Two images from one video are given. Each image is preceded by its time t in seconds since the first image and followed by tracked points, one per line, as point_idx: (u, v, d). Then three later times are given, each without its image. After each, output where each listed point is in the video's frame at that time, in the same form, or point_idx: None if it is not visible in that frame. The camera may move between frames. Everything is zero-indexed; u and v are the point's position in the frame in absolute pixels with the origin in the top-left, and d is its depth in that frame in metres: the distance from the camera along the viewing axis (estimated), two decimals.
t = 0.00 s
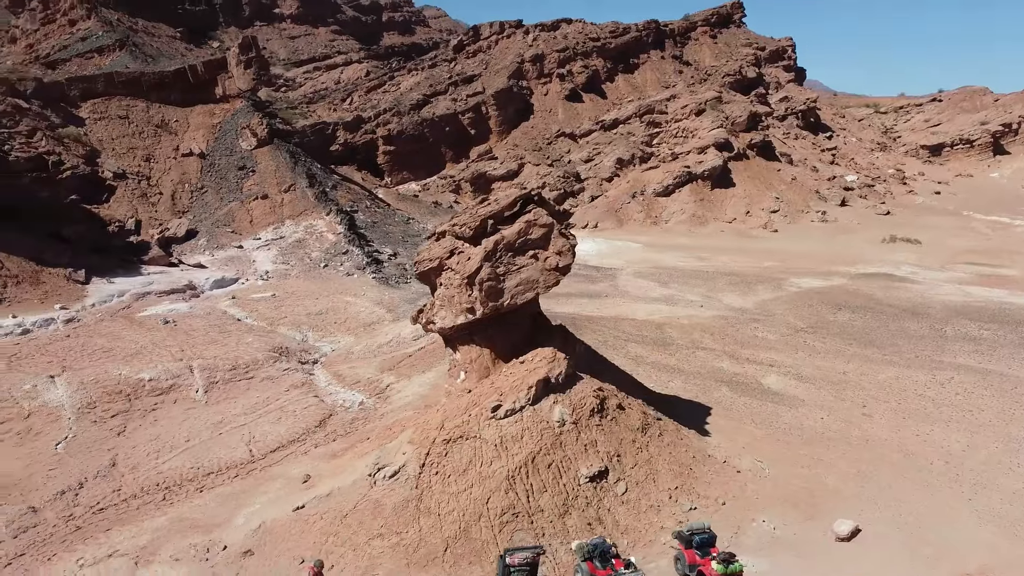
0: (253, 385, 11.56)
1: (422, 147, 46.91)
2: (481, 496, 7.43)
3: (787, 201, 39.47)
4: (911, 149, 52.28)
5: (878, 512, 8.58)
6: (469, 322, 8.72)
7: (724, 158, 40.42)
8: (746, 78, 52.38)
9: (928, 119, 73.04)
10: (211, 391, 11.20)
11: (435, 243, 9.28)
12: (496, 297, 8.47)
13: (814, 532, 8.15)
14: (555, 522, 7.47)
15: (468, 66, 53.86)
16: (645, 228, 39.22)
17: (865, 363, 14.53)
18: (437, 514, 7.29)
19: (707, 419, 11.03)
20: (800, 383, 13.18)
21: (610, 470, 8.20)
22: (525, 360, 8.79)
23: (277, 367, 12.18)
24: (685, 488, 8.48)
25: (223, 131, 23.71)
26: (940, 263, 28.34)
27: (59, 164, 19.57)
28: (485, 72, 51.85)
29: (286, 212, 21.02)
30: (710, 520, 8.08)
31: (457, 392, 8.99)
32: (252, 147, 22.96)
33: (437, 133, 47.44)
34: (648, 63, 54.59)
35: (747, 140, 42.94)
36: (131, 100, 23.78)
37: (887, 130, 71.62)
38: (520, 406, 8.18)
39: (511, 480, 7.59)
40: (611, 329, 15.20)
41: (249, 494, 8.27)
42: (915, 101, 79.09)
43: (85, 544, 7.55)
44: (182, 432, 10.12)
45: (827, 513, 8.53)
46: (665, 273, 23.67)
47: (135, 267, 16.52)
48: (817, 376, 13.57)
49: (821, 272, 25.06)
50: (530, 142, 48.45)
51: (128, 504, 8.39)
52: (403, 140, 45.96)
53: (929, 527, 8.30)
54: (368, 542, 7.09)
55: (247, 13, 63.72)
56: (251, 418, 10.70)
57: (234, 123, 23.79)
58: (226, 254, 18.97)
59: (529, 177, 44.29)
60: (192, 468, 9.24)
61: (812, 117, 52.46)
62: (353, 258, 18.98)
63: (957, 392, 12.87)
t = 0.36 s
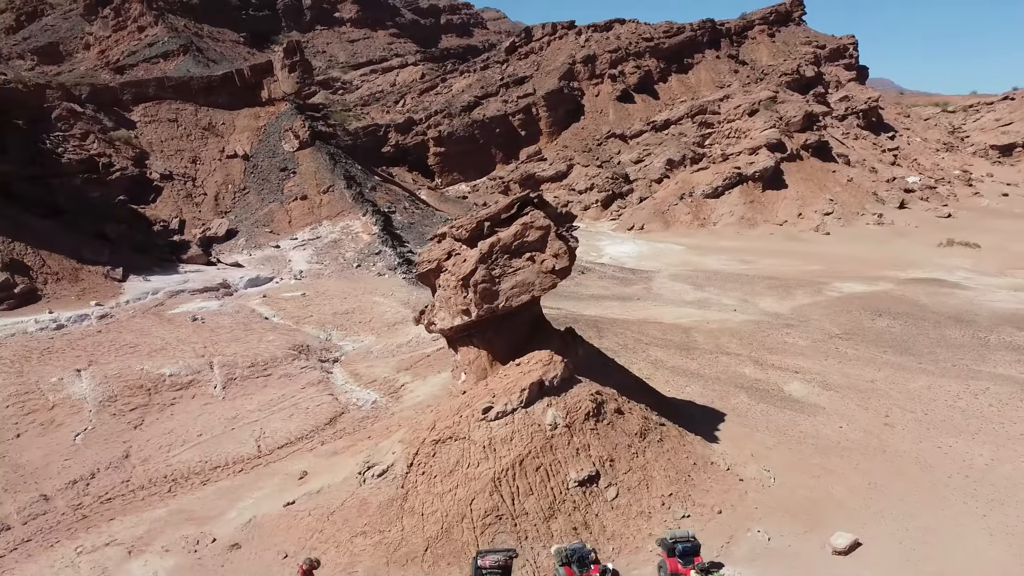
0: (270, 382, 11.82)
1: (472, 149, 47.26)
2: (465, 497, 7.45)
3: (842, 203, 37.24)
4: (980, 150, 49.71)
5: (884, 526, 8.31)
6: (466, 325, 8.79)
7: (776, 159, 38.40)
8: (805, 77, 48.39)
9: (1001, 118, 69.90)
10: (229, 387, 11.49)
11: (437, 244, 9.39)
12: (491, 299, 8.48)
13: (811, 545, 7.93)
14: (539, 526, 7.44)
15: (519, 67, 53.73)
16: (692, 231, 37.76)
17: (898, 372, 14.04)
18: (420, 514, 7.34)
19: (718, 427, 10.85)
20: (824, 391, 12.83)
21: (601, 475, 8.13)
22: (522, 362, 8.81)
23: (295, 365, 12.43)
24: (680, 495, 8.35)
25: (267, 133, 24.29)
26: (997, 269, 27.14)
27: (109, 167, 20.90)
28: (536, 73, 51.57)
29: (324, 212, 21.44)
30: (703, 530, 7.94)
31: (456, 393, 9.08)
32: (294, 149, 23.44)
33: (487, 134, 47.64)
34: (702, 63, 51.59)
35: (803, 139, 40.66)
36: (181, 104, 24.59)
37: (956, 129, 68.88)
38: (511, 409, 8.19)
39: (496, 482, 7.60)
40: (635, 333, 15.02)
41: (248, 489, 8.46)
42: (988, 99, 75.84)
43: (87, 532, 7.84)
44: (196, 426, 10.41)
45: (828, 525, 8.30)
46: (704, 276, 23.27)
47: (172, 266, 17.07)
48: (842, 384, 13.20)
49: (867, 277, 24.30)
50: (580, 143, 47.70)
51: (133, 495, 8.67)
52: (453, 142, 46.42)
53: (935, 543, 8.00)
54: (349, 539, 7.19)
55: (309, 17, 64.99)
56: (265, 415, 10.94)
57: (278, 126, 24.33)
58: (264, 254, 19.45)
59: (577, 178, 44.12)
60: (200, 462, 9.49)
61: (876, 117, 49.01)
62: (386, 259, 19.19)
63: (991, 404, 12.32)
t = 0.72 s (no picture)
0: (286, 379, 12.06)
1: (518, 149, 47.24)
2: (451, 497, 7.49)
3: (895, 205, 35.13)
4: None
5: (885, 540, 8.06)
6: (462, 326, 8.80)
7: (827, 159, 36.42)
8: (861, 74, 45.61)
9: None
10: (245, 383, 11.77)
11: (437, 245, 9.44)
12: (486, 300, 8.49)
13: (804, 555, 7.72)
14: (524, 529, 7.43)
15: (567, 68, 53.26)
16: (736, 233, 36.00)
17: (928, 380, 13.57)
18: (405, 514, 7.40)
19: (729, 433, 10.67)
20: (845, 398, 12.49)
21: (593, 479, 8.07)
22: (517, 365, 8.79)
23: (313, 363, 12.63)
24: (674, 501, 8.23)
25: (306, 135, 24.76)
26: None
27: (153, 168, 21.56)
28: (584, 74, 50.86)
29: (359, 213, 21.76)
30: (693, 537, 7.82)
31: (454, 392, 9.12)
32: (332, 151, 23.83)
33: (533, 135, 47.39)
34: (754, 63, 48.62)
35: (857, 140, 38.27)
36: (225, 106, 25.29)
37: None
38: (502, 410, 8.21)
39: (483, 483, 7.62)
40: (656, 337, 14.84)
41: (247, 483, 8.65)
42: None
43: (92, 521, 8.12)
44: (210, 422, 10.68)
45: (827, 537, 8.08)
46: (739, 279, 22.86)
47: (206, 265, 17.53)
48: (867, 391, 12.86)
49: (912, 282, 23.55)
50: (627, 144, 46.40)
51: (140, 488, 8.94)
52: (499, 142, 46.51)
53: (937, 559, 7.70)
54: (335, 536, 7.29)
55: (363, 20, 65.77)
56: (278, 411, 11.17)
57: (318, 128, 24.78)
58: (297, 253, 19.86)
59: (623, 179, 42.95)
60: (208, 457, 9.72)
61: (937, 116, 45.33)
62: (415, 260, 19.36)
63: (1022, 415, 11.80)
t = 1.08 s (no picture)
0: (303, 376, 12.29)
1: (570, 150, 46.26)
2: (435, 498, 7.53)
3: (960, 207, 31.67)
4: None
5: (885, 556, 7.76)
6: (458, 326, 8.85)
7: (887, 159, 33.31)
8: (928, 72, 40.83)
9: None
10: (264, 380, 12.04)
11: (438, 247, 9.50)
12: (480, 302, 8.50)
13: (795, 567, 7.50)
14: (505, 531, 7.42)
15: (620, 69, 51.23)
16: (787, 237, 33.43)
17: (964, 391, 13.00)
18: (388, 512, 7.47)
19: (738, 441, 10.43)
20: (870, 407, 12.09)
21: (582, 483, 8.01)
22: (512, 367, 8.79)
23: (331, 361, 12.83)
24: (666, 509, 8.10)
25: (349, 137, 25.17)
26: None
27: (199, 170, 22.24)
28: (637, 75, 48.68)
29: (395, 214, 22.01)
30: (680, 546, 7.67)
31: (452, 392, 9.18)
32: (374, 152, 24.15)
33: (585, 135, 46.15)
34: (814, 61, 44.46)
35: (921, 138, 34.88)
36: (271, 109, 26.03)
37: None
38: (492, 412, 8.22)
39: (468, 484, 7.63)
40: (681, 341, 14.62)
41: (247, 477, 8.86)
42: None
43: (98, 510, 8.41)
44: (224, 417, 10.96)
45: (823, 551, 7.83)
46: (780, 283, 22.29)
47: (242, 264, 17.97)
48: (895, 400, 12.44)
49: (965, 288, 22.58)
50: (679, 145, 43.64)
51: (148, 480, 9.21)
52: (550, 143, 45.89)
53: None
54: (320, 532, 7.40)
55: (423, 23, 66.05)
56: (291, 408, 11.37)
57: (360, 130, 25.16)
58: (333, 253, 20.23)
59: (674, 182, 40.51)
60: (218, 451, 9.97)
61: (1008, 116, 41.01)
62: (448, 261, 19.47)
63: None
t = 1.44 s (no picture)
0: (321, 374, 12.50)
1: (623, 150, 43.68)
2: (418, 497, 7.59)
3: None
4: None
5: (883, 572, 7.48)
6: (454, 327, 8.95)
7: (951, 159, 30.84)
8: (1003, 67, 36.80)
9: None
10: (282, 377, 12.30)
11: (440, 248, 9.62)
12: (474, 303, 8.58)
13: None
14: (486, 533, 7.41)
15: (676, 68, 48.59)
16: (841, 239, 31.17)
17: (1001, 403, 12.36)
18: (372, 510, 7.57)
19: (748, 449, 10.17)
20: (895, 417, 11.66)
21: (569, 487, 7.94)
22: (507, 368, 8.83)
23: (349, 360, 12.99)
24: (654, 516, 7.97)
25: (392, 138, 25.51)
26: None
27: (245, 171, 22.87)
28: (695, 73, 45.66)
29: (432, 214, 22.16)
30: (666, 554, 7.51)
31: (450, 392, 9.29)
32: (415, 152, 24.38)
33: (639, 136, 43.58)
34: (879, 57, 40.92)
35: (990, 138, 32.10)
36: (317, 111, 26.74)
37: None
38: (482, 414, 8.25)
39: (451, 485, 7.67)
40: (706, 344, 14.36)
41: (249, 472, 9.09)
42: None
43: (105, 498, 8.73)
44: (240, 412, 11.24)
45: (818, 564, 7.58)
46: (823, 287, 21.65)
47: (277, 262, 18.43)
48: (925, 410, 11.96)
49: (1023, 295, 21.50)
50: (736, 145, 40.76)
51: (157, 471, 9.52)
52: (603, 143, 43.70)
53: None
54: (304, 528, 7.53)
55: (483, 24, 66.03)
56: (305, 405, 11.55)
57: (403, 131, 25.45)
58: (369, 252, 20.54)
59: (728, 182, 37.88)
60: (228, 446, 10.22)
61: None
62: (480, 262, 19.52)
63: None
